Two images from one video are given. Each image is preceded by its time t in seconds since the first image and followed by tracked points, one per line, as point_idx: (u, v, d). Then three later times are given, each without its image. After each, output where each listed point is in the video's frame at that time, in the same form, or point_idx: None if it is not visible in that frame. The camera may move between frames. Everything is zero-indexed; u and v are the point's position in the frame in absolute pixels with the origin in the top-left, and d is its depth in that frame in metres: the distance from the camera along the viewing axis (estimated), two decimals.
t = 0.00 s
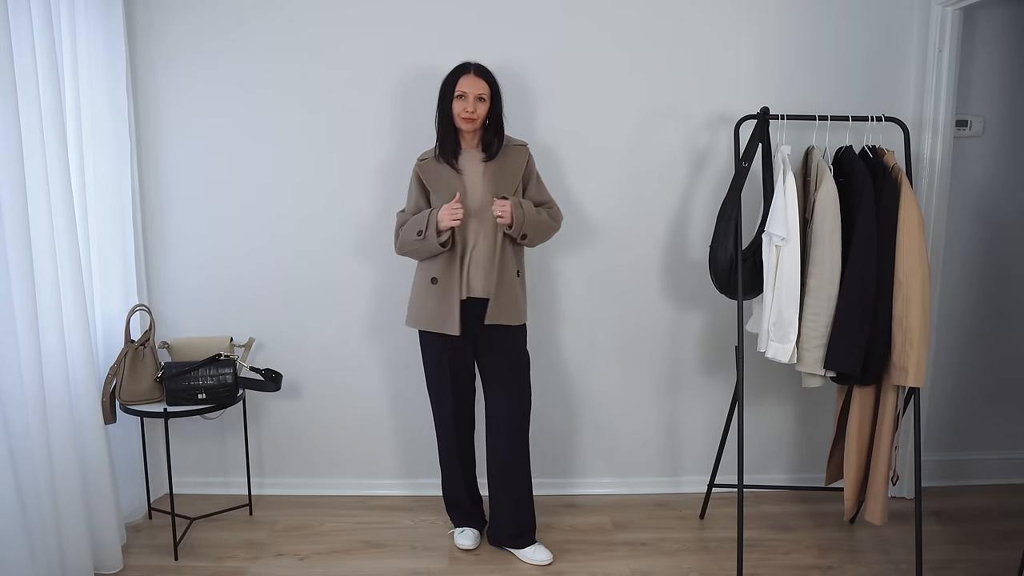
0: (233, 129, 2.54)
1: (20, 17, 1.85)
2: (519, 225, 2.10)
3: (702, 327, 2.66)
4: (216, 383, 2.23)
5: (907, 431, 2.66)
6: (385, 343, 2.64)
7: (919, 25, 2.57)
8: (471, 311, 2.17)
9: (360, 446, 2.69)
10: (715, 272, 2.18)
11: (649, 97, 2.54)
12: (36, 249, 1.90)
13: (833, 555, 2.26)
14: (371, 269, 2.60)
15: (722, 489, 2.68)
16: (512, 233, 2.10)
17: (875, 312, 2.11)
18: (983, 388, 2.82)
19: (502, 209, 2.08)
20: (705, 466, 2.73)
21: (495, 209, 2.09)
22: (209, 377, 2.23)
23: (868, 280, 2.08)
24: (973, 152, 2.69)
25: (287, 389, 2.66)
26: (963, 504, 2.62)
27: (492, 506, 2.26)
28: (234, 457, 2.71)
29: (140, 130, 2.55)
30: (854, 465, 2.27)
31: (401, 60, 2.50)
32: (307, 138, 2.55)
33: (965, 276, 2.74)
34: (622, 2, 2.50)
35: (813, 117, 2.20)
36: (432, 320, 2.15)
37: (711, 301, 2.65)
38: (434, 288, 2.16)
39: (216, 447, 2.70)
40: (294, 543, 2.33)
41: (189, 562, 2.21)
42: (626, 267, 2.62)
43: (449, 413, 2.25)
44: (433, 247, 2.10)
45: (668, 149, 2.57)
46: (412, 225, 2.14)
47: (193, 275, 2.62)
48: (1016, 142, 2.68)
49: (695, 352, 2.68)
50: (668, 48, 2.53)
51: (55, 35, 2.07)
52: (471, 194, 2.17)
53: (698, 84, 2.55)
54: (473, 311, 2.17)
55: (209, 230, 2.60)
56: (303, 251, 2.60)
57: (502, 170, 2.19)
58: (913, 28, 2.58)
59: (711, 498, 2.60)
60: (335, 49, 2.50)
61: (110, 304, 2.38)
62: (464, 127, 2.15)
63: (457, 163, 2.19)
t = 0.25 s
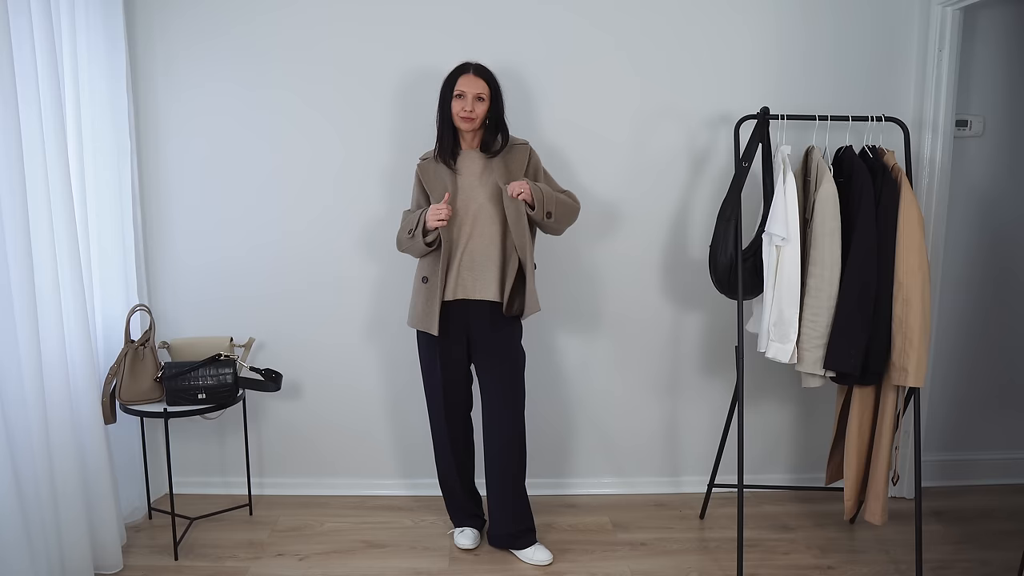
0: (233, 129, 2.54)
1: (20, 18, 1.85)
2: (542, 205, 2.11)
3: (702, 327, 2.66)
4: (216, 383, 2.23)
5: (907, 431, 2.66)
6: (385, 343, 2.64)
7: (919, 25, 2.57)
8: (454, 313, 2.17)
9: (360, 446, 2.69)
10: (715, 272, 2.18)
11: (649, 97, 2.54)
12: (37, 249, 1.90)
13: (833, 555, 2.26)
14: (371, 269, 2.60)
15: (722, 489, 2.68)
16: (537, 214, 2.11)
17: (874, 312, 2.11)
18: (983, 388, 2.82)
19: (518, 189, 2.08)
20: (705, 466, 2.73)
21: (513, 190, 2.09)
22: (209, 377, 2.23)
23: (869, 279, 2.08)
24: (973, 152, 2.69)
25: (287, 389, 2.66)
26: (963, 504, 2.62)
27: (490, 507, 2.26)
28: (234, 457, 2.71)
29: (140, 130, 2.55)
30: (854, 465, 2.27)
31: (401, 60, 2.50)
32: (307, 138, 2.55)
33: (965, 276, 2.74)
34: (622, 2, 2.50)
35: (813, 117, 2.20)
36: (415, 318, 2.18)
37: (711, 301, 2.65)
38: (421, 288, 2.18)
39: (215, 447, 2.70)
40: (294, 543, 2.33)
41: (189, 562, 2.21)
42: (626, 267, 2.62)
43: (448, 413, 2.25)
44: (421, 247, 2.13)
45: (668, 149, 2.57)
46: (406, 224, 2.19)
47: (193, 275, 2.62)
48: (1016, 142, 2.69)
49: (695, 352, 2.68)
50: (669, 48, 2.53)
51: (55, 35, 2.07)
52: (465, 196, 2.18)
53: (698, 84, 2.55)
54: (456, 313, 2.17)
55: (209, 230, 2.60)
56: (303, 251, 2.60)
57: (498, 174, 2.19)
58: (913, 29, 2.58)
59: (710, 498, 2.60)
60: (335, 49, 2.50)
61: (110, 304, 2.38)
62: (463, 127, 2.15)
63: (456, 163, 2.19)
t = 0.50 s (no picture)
0: (233, 129, 2.54)
1: (20, 18, 1.85)
2: (510, 234, 2.09)
3: (702, 327, 2.66)
4: (216, 383, 2.23)
5: (906, 431, 2.66)
6: (385, 343, 2.64)
7: (918, 25, 2.57)
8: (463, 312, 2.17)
9: (360, 446, 2.69)
10: (714, 272, 2.18)
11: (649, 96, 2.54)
12: (37, 248, 1.90)
13: (833, 555, 2.26)
14: (371, 269, 2.60)
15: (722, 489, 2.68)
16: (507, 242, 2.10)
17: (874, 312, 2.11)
18: (983, 388, 2.82)
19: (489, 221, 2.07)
20: (705, 466, 2.73)
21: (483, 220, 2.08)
22: (208, 377, 2.23)
23: (868, 279, 2.08)
24: (973, 152, 2.69)
25: (287, 389, 2.66)
26: (962, 504, 2.62)
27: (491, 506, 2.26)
28: (234, 457, 2.71)
29: (140, 130, 2.55)
30: (854, 465, 2.27)
31: (401, 61, 2.50)
32: (307, 138, 2.55)
33: (965, 276, 2.74)
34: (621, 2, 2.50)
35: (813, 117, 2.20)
36: (423, 319, 2.17)
37: (711, 301, 2.65)
38: (427, 287, 2.18)
39: (216, 447, 2.70)
40: (295, 543, 2.33)
41: (189, 562, 2.21)
42: (626, 267, 2.62)
43: (448, 413, 2.25)
44: (426, 246, 2.13)
45: (669, 149, 2.57)
46: (408, 224, 2.18)
47: (193, 275, 2.62)
48: (1016, 142, 2.69)
49: (695, 352, 2.68)
50: (668, 48, 2.53)
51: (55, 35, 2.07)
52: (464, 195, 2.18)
53: (698, 84, 2.55)
54: (466, 312, 2.17)
55: (209, 230, 2.60)
56: (303, 251, 2.60)
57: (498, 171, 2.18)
58: (913, 29, 2.58)
59: (710, 498, 2.60)
60: (335, 48, 2.50)
61: (110, 304, 2.38)
62: (462, 125, 2.14)
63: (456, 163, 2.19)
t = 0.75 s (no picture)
0: (233, 129, 2.55)
1: (20, 18, 1.85)
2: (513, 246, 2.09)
3: (702, 327, 2.66)
4: (216, 383, 2.23)
5: (906, 431, 2.66)
6: (385, 343, 2.65)
7: (918, 25, 2.57)
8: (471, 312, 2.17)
9: (360, 446, 2.69)
10: (714, 272, 2.18)
11: (649, 97, 2.54)
12: (37, 248, 1.90)
13: (833, 555, 2.26)
14: (371, 269, 2.60)
15: (722, 489, 2.68)
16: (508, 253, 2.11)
17: (873, 312, 2.11)
18: (983, 388, 2.82)
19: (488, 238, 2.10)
20: (705, 466, 2.73)
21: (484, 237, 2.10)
22: (208, 377, 2.23)
23: (868, 280, 2.08)
24: (973, 152, 2.69)
25: (287, 389, 2.67)
26: (962, 504, 2.62)
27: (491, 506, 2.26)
28: (234, 457, 2.71)
29: (141, 130, 2.55)
30: (853, 466, 2.27)
31: (401, 61, 2.50)
32: (307, 138, 2.55)
33: (965, 276, 2.74)
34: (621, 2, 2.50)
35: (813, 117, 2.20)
36: (431, 321, 2.15)
37: (711, 301, 2.65)
38: (431, 289, 2.16)
39: (216, 447, 2.70)
40: (295, 543, 2.33)
41: (189, 562, 2.21)
42: (626, 267, 2.62)
43: (448, 413, 2.25)
44: (428, 249, 2.12)
45: (669, 149, 2.57)
46: (408, 226, 2.17)
47: (193, 275, 2.62)
48: (1016, 142, 2.69)
49: (695, 352, 2.68)
50: (668, 48, 2.53)
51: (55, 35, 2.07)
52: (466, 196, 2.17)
53: (698, 84, 2.55)
54: (475, 312, 2.17)
55: (209, 230, 2.60)
56: (303, 251, 2.60)
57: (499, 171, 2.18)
58: (913, 29, 2.58)
59: (711, 498, 2.60)
60: (335, 49, 2.51)
61: (110, 304, 2.39)
62: (463, 125, 2.14)
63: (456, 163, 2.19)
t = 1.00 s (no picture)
0: (234, 129, 2.55)
1: (20, 17, 1.85)
2: (517, 232, 2.08)
3: (702, 327, 2.66)
4: (216, 383, 2.23)
5: (906, 431, 2.66)
6: (385, 343, 2.64)
7: (918, 25, 2.57)
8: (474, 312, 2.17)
9: (360, 446, 2.69)
10: (714, 272, 2.18)
11: (649, 97, 2.54)
12: (37, 247, 1.90)
13: (833, 555, 2.26)
14: (370, 269, 2.60)
15: (722, 489, 2.68)
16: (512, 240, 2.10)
17: (873, 312, 2.11)
18: (983, 389, 2.82)
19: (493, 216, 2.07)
20: (705, 466, 2.73)
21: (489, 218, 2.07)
22: (208, 377, 2.23)
23: (868, 280, 2.08)
24: (973, 152, 2.69)
25: (287, 390, 2.67)
26: (962, 504, 2.62)
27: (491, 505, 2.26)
28: (235, 457, 2.71)
29: (141, 130, 2.55)
30: (853, 466, 2.27)
31: (401, 61, 2.50)
32: (307, 137, 2.55)
33: (965, 276, 2.74)
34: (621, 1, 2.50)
35: (813, 117, 2.20)
36: (433, 322, 2.15)
37: (711, 301, 2.65)
38: (433, 291, 2.16)
39: (216, 447, 2.70)
40: (295, 543, 2.33)
41: (189, 562, 2.21)
42: (626, 267, 2.62)
43: (447, 413, 2.25)
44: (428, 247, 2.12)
45: (669, 149, 2.57)
46: (405, 225, 2.16)
47: (193, 274, 2.62)
48: (1016, 142, 2.69)
49: (695, 352, 2.68)
50: (668, 48, 2.53)
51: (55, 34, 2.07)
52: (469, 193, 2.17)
53: (699, 84, 2.55)
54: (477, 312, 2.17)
55: (209, 231, 2.60)
56: (303, 251, 2.60)
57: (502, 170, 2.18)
58: (913, 28, 2.58)
59: (710, 498, 2.60)
60: (335, 48, 2.51)
61: (110, 304, 2.39)
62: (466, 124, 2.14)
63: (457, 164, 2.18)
